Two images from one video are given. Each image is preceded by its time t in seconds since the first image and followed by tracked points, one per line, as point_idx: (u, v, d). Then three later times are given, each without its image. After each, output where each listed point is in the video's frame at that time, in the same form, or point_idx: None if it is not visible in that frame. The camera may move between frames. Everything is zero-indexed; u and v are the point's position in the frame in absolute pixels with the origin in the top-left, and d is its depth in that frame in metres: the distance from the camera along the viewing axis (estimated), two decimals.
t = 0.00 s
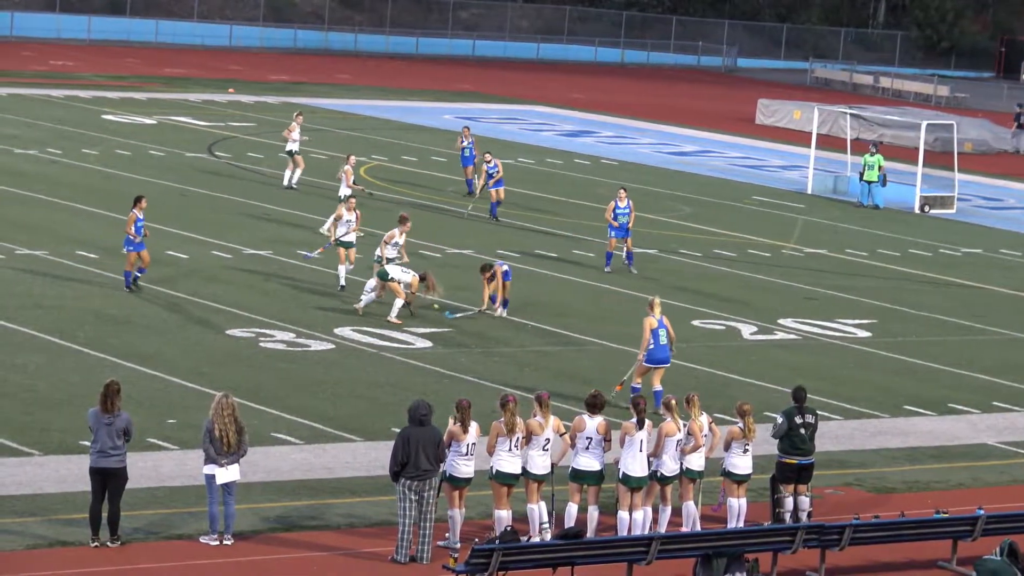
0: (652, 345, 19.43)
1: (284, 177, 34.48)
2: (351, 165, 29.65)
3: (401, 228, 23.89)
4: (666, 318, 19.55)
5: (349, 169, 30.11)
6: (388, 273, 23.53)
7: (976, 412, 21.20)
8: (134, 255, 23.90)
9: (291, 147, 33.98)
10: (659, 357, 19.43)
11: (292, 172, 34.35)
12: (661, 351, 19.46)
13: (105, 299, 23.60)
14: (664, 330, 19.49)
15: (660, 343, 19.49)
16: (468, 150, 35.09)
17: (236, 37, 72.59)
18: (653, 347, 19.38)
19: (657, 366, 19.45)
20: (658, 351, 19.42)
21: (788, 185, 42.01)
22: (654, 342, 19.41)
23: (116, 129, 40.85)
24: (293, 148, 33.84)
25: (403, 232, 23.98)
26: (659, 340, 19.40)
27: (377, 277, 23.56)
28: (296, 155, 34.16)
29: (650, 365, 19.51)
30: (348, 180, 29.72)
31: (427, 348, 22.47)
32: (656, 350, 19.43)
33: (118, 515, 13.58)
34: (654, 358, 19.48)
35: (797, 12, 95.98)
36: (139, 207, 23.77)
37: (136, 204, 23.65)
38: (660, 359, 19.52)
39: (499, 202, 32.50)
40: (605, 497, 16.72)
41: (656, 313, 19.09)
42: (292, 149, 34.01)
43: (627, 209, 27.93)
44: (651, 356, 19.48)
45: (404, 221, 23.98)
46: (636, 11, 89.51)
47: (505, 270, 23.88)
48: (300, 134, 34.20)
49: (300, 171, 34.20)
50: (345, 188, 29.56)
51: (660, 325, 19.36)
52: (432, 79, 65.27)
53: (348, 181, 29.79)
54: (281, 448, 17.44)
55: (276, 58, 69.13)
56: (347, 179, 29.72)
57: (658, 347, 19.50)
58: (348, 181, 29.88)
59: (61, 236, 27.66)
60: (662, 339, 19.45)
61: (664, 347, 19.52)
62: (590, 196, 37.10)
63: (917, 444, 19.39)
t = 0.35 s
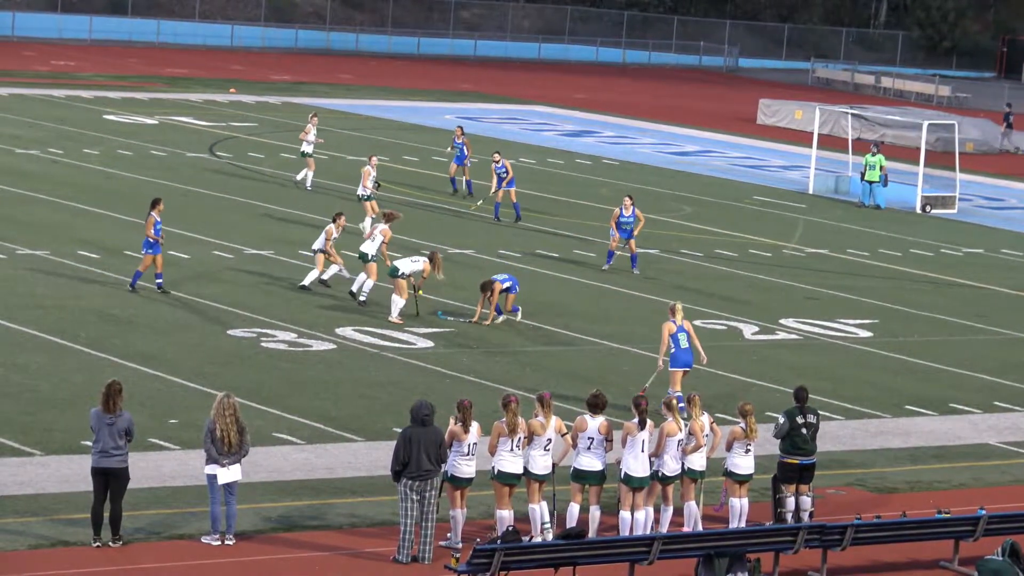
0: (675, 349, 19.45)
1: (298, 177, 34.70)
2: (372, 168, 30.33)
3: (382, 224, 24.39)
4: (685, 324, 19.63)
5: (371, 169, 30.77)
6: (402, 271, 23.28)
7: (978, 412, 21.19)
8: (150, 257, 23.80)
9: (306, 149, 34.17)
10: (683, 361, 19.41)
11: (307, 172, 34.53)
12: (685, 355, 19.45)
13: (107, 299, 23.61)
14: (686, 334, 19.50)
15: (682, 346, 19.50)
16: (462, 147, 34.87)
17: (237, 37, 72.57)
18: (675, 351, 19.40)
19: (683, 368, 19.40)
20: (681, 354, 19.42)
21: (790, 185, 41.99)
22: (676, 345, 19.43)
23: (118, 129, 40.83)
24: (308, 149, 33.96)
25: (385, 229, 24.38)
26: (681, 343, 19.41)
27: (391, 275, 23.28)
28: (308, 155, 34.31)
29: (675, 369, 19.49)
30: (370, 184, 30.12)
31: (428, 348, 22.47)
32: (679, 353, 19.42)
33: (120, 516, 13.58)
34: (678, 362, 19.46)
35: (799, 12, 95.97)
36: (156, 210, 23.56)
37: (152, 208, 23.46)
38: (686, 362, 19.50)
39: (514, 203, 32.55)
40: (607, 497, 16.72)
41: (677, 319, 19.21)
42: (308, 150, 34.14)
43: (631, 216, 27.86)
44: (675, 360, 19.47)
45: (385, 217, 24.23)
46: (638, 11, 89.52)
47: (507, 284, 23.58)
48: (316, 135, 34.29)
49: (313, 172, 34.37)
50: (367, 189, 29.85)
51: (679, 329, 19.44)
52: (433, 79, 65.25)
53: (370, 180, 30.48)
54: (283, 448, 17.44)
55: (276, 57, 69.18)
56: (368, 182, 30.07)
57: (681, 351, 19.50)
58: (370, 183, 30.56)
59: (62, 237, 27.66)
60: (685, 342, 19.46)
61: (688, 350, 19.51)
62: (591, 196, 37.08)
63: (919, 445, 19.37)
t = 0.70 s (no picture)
0: (697, 350, 19.31)
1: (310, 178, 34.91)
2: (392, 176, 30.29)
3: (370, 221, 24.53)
4: (713, 324, 19.42)
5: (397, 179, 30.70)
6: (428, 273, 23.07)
7: (980, 412, 21.18)
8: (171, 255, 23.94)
9: (316, 148, 34.22)
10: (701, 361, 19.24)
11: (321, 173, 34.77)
12: (706, 357, 19.27)
13: (109, 298, 23.61)
14: (707, 335, 19.31)
15: (704, 347, 19.32)
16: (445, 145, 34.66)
17: (239, 36, 72.57)
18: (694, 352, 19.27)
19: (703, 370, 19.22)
20: (699, 354, 19.26)
21: (792, 185, 41.97)
22: (696, 346, 19.30)
23: (120, 129, 40.82)
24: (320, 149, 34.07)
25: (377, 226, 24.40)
26: (702, 344, 19.22)
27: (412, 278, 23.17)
28: (321, 155, 34.46)
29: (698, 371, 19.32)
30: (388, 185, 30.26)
31: (431, 348, 22.47)
32: (697, 354, 19.29)
33: (122, 516, 13.57)
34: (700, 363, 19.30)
35: (801, 12, 95.92)
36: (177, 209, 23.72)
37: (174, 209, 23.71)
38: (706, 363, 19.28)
39: (521, 203, 32.61)
40: (609, 497, 16.72)
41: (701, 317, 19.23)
42: (319, 150, 34.22)
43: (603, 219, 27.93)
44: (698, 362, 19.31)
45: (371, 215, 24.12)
46: (639, 10, 89.55)
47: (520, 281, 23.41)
48: (328, 135, 34.34)
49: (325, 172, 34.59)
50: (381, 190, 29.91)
51: (699, 329, 19.31)
52: (436, 79, 65.25)
53: (390, 186, 30.33)
54: (286, 448, 17.44)
55: (278, 57, 69.24)
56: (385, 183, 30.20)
57: (704, 352, 19.30)
58: (389, 189, 30.44)
59: (65, 237, 27.65)
60: (706, 344, 19.26)
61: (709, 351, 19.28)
62: (593, 196, 37.08)
63: (921, 444, 19.37)
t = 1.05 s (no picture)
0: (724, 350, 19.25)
1: (314, 175, 34.95)
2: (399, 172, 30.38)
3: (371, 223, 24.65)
4: (743, 326, 19.16)
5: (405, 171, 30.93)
6: (454, 274, 23.21)
7: (981, 412, 21.19)
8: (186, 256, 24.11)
9: (320, 147, 34.21)
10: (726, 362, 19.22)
11: (325, 172, 34.87)
12: (728, 358, 19.23)
13: (111, 298, 23.62)
14: (735, 337, 19.18)
15: (730, 349, 19.24)
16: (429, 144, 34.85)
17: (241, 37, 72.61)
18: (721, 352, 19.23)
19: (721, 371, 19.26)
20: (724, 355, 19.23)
21: (794, 185, 41.98)
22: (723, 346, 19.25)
23: (122, 129, 40.83)
24: (325, 149, 34.08)
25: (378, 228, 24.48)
26: (725, 347, 19.16)
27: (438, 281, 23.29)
28: (326, 154, 34.44)
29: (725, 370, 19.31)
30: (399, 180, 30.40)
31: (432, 348, 22.49)
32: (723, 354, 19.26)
33: (123, 516, 13.57)
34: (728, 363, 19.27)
35: (802, 12, 95.94)
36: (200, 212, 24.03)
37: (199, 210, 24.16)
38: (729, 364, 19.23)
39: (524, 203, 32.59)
40: (610, 497, 16.73)
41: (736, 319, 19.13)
42: (324, 148, 34.22)
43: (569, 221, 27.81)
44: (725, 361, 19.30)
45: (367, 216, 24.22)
46: (639, 10, 89.73)
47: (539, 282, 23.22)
48: (333, 134, 34.30)
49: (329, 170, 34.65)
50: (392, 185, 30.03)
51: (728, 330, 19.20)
52: (437, 80, 65.28)
53: (398, 181, 30.46)
54: (287, 448, 17.45)
55: (280, 58, 69.24)
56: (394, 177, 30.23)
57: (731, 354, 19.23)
58: (400, 182, 30.57)
59: (66, 237, 27.65)
60: (729, 346, 19.19)
61: (734, 354, 19.20)
62: (594, 196, 37.09)
63: (923, 445, 19.37)
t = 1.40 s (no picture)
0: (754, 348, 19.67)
1: (310, 175, 34.96)
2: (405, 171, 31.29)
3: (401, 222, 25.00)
4: (769, 324, 19.52)
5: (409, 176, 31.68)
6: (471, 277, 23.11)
7: (981, 412, 21.20)
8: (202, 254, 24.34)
9: (318, 147, 34.21)
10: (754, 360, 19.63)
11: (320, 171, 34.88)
12: (756, 357, 19.66)
13: (110, 299, 23.63)
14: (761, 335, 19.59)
15: (758, 347, 19.67)
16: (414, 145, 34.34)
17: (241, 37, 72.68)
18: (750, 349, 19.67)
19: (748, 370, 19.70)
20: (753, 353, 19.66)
21: (794, 185, 41.99)
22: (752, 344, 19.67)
23: (122, 129, 40.86)
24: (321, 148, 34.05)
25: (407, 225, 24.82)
26: (752, 346, 19.60)
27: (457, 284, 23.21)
28: (322, 153, 34.43)
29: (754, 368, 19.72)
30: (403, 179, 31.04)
31: (432, 348, 22.49)
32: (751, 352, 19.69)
33: (122, 516, 13.57)
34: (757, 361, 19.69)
35: (802, 12, 95.87)
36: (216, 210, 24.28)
37: (212, 209, 24.54)
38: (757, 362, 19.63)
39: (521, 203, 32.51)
40: (609, 497, 16.72)
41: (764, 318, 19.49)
42: (321, 149, 34.21)
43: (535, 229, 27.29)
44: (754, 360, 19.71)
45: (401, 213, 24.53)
46: (639, 10, 89.79)
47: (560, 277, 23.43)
48: (329, 135, 34.26)
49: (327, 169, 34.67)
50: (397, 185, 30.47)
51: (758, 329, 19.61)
52: (436, 79, 65.33)
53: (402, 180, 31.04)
54: (287, 448, 17.46)
55: (280, 58, 69.27)
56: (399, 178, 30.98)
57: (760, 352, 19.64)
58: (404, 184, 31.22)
59: (66, 237, 27.66)
60: (757, 346, 19.60)
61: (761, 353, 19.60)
62: (593, 196, 37.10)
63: (922, 445, 19.38)
